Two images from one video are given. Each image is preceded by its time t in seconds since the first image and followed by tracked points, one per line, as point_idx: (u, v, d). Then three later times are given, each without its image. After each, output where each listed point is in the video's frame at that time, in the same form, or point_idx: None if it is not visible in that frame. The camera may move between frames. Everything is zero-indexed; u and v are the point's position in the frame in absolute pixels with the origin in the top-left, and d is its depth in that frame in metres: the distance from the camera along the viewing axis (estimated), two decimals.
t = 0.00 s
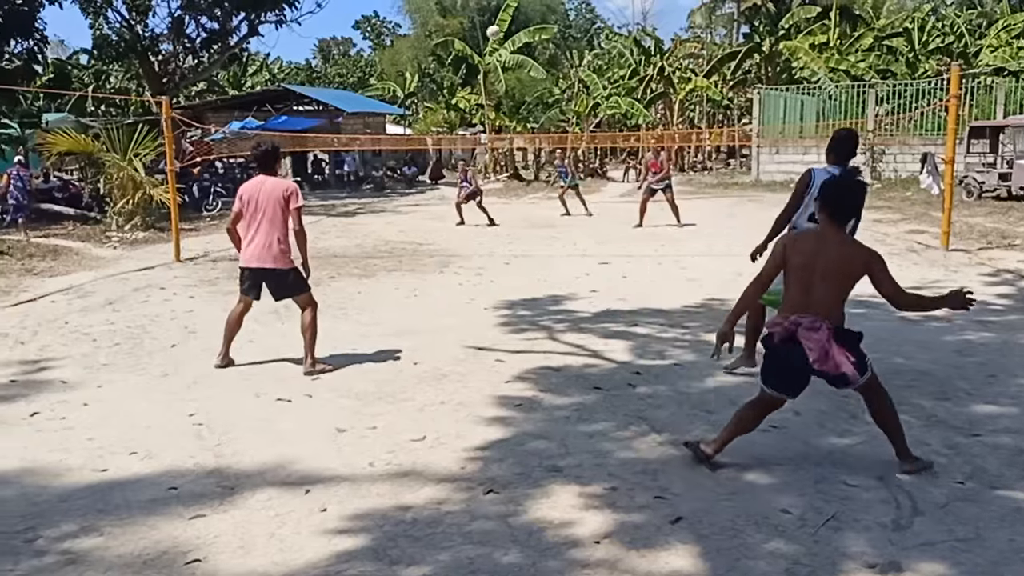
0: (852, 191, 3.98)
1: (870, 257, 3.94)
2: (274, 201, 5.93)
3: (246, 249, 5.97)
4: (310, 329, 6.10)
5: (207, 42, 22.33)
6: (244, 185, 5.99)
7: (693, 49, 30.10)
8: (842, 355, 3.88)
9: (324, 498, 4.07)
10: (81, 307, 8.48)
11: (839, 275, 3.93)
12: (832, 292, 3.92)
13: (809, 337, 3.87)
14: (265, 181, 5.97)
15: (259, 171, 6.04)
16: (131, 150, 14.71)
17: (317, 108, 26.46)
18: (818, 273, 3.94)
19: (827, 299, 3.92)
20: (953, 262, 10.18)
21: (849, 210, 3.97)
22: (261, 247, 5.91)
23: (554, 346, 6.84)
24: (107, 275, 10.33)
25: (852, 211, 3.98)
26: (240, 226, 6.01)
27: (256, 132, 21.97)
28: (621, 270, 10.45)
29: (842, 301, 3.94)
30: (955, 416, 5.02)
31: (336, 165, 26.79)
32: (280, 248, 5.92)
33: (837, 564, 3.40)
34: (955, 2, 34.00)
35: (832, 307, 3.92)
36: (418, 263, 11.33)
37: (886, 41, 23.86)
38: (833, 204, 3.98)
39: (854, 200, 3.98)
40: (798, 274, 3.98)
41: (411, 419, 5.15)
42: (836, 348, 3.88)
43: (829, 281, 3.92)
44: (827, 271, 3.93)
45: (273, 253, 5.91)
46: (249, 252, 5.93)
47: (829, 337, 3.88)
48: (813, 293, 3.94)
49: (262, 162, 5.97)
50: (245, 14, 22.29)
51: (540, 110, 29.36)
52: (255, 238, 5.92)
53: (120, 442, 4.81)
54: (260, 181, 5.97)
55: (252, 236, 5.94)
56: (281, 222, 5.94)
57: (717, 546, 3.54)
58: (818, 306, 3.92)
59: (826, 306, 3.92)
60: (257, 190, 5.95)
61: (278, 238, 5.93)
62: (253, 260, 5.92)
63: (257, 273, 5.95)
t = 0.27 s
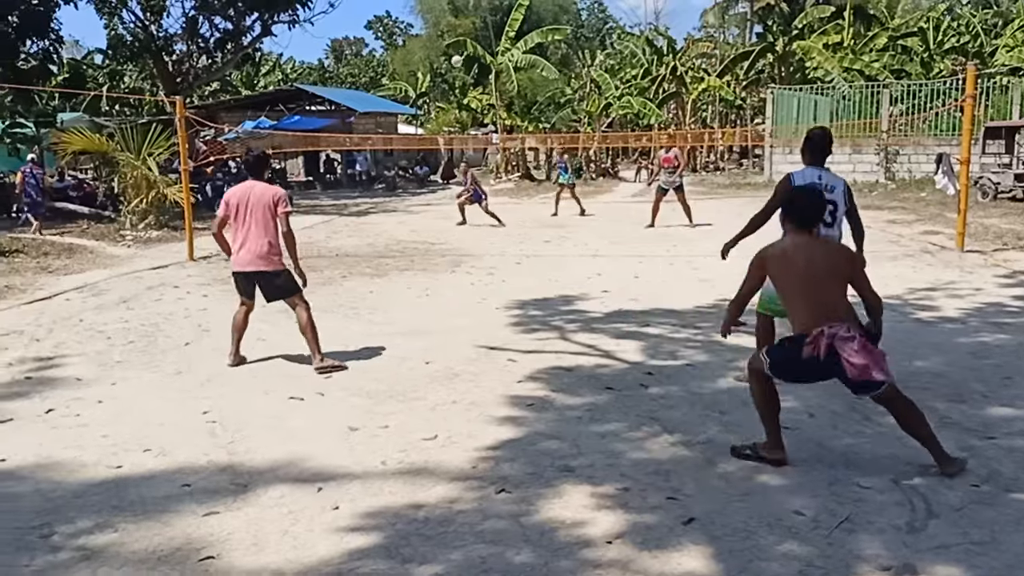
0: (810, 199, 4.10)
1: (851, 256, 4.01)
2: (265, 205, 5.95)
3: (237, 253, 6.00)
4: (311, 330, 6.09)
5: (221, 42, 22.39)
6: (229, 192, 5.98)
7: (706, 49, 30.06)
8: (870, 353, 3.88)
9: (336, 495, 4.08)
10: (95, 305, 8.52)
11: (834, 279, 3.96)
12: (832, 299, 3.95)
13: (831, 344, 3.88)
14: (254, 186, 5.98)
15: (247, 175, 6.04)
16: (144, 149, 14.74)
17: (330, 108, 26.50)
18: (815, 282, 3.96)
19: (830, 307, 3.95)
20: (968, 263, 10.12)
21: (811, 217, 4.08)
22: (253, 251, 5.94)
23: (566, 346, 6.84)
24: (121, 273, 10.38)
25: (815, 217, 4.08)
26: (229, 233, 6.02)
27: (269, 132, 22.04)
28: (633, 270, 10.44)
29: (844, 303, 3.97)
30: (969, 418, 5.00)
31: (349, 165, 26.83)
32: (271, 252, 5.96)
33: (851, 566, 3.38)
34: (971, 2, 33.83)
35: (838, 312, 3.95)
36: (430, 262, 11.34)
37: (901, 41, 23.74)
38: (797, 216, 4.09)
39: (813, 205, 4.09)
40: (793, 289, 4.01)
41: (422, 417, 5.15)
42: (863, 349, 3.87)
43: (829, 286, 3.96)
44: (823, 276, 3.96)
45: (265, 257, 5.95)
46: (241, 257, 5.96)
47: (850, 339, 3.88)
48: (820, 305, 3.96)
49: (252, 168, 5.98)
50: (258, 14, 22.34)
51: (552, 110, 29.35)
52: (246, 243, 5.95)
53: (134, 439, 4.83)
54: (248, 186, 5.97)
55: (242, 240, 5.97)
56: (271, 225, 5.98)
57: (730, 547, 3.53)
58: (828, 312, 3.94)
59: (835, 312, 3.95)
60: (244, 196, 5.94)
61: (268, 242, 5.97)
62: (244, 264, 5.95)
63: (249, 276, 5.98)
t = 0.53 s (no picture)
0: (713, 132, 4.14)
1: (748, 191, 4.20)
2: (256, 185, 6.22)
3: (222, 228, 6.23)
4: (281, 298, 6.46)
5: (234, 40, 22.44)
6: (223, 168, 6.25)
7: (720, 48, 30.02)
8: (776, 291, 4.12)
9: (348, 492, 4.08)
10: (109, 301, 8.56)
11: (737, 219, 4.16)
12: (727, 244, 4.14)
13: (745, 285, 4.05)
14: (249, 165, 6.26)
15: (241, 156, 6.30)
16: (159, 147, 14.84)
17: (343, 106, 26.54)
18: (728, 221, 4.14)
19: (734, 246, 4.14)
20: (983, 264, 10.05)
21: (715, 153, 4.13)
22: (237, 227, 6.18)
23: (578, 345, 6.83)
24: (135, 270, 10.43)
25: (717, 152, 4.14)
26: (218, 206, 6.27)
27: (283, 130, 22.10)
28: (645, 269, 10.42)
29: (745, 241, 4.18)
30: (985, 420, 4.96)
31: (361, 163, 26.87)
32: (256, 230, 6.21)
33: (865, 567, 3.37)
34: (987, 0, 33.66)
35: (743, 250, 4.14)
36: (442, 260, 11.35)
37: (916, 40, 23.63)
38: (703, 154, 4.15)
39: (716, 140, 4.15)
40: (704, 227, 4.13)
41: (434, 415, 5.15)
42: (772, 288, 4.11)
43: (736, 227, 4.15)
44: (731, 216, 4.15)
45: (249, 234, 6.19)
46: (226, 231, 6.19)
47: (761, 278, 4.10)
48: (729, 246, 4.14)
49: (248, 150, 6.23)
50: (271, 13, 22.40)
51: (565, 109, 29.31)
52: (231, 219, 6.18)
53: (148, 434, 4.85)
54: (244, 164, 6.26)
55: (229, 215, 6.20)
56: (259, 205, 6.23)
57: (742, 547, 3.51)
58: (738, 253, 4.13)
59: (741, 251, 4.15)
60: (240, 172, 6.23)
61: (252, 219, 6.20)
62: (227, 238, 6.19)
63: (231, 250, 6.20)
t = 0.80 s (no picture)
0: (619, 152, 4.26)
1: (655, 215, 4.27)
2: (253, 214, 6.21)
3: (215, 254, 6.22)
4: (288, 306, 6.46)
5: (247, 39, 22.50)
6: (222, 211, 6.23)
7: (732, 47, 29.98)
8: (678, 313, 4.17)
9: (360, 490, 4.09)
10: (123, 298, 8.60)
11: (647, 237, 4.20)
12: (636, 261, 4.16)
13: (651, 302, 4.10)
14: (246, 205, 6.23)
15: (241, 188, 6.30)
16: (171, 145, 14.80)
17: (355, 105, 26.56)
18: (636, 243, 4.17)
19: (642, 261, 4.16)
20: (997, 265, 10.00)
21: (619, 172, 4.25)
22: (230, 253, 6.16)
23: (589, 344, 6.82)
24: (147, 268, 10.47)
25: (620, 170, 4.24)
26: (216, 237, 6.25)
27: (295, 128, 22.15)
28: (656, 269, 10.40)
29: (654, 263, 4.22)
30: (999, 421, 4.94)
31: (373, 162, 26.89)
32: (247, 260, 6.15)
33: (877, 569, 3.35)
34: None
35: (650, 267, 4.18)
36: (453, 259, 11.36)
37: (931, 38, 23.52)
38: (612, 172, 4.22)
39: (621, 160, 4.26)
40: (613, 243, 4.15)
41: (445, 414, 5.15)
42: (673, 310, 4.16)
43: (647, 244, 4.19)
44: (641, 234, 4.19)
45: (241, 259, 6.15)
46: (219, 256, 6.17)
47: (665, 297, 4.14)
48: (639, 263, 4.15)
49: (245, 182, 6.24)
50: (284, 11, 22.46)
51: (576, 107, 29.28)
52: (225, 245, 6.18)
53: (160, 431, 4.86)
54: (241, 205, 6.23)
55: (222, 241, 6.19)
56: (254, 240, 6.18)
57: (754, 548, 3.51)
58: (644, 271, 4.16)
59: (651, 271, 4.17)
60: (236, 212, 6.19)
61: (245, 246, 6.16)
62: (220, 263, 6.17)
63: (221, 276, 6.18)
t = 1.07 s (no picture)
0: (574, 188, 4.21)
1: (595, 254, 4.16)
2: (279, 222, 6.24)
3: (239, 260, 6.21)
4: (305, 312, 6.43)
5: (257, 41, 22.56)
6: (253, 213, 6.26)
7: (742, 48, 29.97)
8: (583, 355, 4.08)
9: (368, 491, 4.09)
10: (133, 299, 8.63)
11: (574, 272, 4.12)
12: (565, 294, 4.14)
13: (550, 338, 4.07)
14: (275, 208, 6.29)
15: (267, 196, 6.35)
16: (182, 147, 14.87)
17: (364, 106, 26.61)
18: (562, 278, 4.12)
19: (563, 297, 4.12)
20: (1008, 267, 9.96)
21: (573, 207, 4.22)
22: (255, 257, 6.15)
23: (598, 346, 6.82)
24: (157, 268, 10.50)
25: (574, 204, 4.21)
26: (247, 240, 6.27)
27: (304, 130, 22.20)
28: (665, 270, 10.39)
29: (584, 300, 4.14)
30: (1010, 425, 4.91)
31: (382, 163, 26.93)
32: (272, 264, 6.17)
33: (887, 573, 3.34)
34: None
35: (572, 304, 4.11)
36: (461, 260, 11.37)
37: (941, 40, 23.45)
38: (563, 205, 4.19)
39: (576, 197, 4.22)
40: (538, 275, 4.16)
41: (454, 415, 5.15)
42: (580, 351, 4.08)
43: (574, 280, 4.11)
44: (569, 269, 4.12)
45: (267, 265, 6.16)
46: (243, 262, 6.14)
47: (572, 334, 4.07)
48: (556, 299, 4.12)
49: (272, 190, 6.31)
50: (294, 13, 22.50)
51: (585, 109, 29.27)
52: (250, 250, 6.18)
53: (170, 431, 4.87)
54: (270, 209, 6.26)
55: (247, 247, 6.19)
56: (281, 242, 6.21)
57: (763, 551, 3.50)
58: (562, 306, 4.11)
59: (570, 309, 4.11)
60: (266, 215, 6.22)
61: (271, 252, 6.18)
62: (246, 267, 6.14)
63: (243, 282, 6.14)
